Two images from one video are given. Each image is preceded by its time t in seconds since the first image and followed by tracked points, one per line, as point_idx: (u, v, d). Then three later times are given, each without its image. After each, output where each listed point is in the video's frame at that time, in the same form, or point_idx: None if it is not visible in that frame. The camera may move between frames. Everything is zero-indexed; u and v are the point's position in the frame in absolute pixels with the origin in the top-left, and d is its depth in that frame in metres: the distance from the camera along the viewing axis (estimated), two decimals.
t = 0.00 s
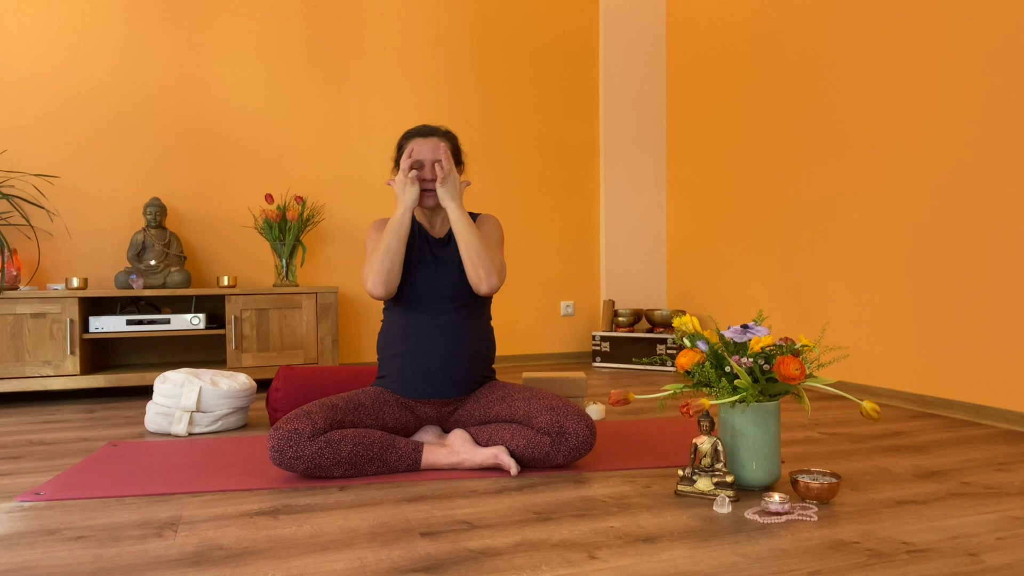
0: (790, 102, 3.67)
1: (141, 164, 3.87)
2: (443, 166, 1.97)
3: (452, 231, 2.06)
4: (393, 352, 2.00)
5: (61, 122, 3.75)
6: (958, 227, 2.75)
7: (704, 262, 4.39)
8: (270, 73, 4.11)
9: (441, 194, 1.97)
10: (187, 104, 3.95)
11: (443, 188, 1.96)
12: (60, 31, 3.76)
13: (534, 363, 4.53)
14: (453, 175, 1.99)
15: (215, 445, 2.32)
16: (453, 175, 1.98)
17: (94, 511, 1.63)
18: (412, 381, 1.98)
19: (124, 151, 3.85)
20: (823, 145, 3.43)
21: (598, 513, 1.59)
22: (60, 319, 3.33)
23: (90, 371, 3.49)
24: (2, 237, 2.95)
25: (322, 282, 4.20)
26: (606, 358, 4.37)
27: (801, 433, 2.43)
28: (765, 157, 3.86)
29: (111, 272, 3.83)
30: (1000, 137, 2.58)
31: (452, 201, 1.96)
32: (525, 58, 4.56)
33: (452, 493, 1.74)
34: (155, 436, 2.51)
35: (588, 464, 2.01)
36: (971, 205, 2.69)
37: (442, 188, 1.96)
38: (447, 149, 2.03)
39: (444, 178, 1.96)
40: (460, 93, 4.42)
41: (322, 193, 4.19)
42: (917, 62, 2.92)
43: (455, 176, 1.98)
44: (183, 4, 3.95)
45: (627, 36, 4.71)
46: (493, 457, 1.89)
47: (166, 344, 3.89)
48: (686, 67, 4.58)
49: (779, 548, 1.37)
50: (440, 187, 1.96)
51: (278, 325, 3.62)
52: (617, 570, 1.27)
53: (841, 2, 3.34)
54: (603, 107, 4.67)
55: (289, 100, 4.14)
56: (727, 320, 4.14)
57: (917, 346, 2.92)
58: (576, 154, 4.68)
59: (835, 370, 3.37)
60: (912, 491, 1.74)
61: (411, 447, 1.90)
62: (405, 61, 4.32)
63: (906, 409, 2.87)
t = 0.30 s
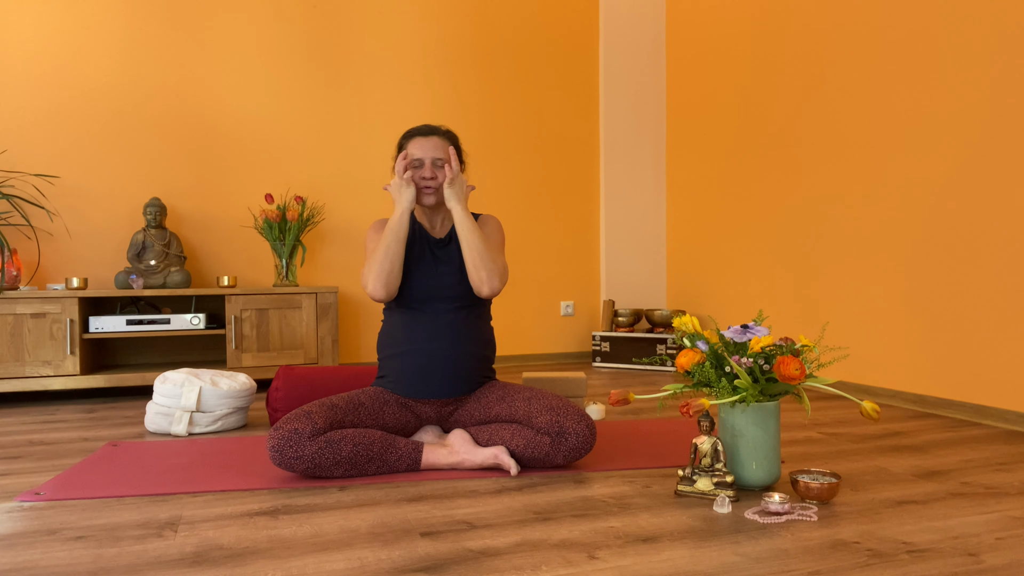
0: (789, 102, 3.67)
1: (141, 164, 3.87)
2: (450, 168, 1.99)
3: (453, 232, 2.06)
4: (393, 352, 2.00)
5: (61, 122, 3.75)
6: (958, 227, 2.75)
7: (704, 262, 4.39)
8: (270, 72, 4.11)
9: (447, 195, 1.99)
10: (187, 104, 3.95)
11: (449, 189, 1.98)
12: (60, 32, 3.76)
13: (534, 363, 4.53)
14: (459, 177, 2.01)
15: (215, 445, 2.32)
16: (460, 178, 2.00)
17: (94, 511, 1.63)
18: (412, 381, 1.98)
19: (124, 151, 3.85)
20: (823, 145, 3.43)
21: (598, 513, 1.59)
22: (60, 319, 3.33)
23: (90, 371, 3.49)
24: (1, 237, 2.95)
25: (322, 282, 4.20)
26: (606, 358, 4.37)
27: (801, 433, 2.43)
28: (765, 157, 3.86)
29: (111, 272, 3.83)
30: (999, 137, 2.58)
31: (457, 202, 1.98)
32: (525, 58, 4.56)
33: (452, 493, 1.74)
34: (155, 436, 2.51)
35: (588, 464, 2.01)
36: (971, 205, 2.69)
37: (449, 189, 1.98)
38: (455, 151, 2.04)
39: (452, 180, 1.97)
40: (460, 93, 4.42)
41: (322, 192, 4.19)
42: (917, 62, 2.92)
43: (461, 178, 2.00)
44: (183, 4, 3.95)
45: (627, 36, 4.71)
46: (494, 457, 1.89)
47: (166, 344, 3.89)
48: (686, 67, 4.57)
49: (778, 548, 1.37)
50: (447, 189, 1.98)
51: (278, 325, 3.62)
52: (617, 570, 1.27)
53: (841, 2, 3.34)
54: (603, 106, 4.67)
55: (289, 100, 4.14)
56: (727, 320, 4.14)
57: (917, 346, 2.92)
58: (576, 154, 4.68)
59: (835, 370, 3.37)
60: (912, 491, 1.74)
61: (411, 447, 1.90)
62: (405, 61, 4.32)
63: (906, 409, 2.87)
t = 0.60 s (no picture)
0: (789, 102, 3.67)
1: (141, 164, 3.87)
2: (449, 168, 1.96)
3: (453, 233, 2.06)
4: (393, 352, 2.00)
5: (61, 122, 3.75)
6: (958, 227, 2.75)
7: (704, 262, 4.39)
8: (270, 73, 4.10)
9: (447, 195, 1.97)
10: (187, 105, 3.95)
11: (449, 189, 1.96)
12: (60, 32, 3.76)
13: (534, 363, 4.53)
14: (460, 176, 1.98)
15: (215, 445, 2.32)
16: (463, 178, 1.97)
17: (94, 511, 1.63)
18: (413, 381, 1.98)
19: (124, 151, 3.85)
20: (823, 144, 3.43)
21: (598, 513, 1.59)
22: (60, 319, 3.33)
23: (90, 371, 3.49)
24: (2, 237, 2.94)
25: (322, 282, 4.20)
26: (606, 358, 4.37)
27: (801, 433, 2.43)
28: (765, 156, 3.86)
29: (111, 272, 3.83)
30: (1000, 136, 2.58)
31: (457, 203, 1.96)
32: (525, 58, 4.56)
33: (452, 493, 1.74)
34: (155, 436, 2.51)
35: (588, 464, 2.01)
36: (971, 205, 2.69)
37: (449, 190, 1.96)
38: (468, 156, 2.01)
39: (451, 180, 1.95)
40: (461, 93, 4.42)
41: (322, 192, 4.19)
42: (917, 62, 2.92)
43: (463, 177, 1.97)
44: (182, 4, 3.95)
45: (627, 36, 4.71)
46: (493, 457, 1.89)
47: (166, 344, 3.89)
48: (687, 67, 4.57)
49: (779, 548, 1.37)
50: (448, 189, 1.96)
51: (278, 325, 3.62)
52: (617, 570, 1.27)
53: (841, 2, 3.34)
54: (603, 106, 4.67)
55: (289, 101, 4.14)
56: (727, 320, 4.14)
57: (917, 346, 2.92)
58: (576, 154, 4.68)
59: (835, 370, 3.37)
60: (912, 491, 1.74)
61: (411, 447, 1.90)
62: (405, 61, 4.32)
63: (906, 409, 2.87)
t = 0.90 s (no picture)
0: (790, 102, 3.67)
1: (141, 164, 3.87)
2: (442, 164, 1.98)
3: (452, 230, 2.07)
4: (393, 352, 2.00)
5: (61, 122, 3.75)
6: (958, 226, 2.75)
7: (704, 262, 4.39)
8: (270, 73, 4.10)
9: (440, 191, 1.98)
10: (187, 104, 3.95)
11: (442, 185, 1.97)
12: (60, 31, 3.76)
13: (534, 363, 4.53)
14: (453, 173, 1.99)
15: (215, 445, 2.32)
16: (452, 173, 1.99)
17: (94, 511, 1.63)
18: (413, 380, 1.98)
19: (124, 151, 3.85)
20: (823, 144, 3.43)
21: (598, 513, 1.59)
22: (60, 319, 3.33)
23: (90, 371, 3.49)
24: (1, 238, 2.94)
25: (322, 282, 4.20)
26: (606, 358, 4.37)
27: (801, 433, 2.43)
28: (765, 156, 3.86)
29: (111, 271, 3.83)
30: (1000, 137, 2.59)
31: (451, 199, 1.97)
32: (525, 58, 4.56)
33: (452, 493, 1.74)
34: (155, 436, 2.51)
35: (588, 464, 2.01)
36: (971, 205, 2.69)
37: (441, 186, 1.98)
38: (458, 147, 2.01)
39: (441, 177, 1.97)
40: (461, 93, 4.42)
41: (322, 193, 4.19)
42: (917, 62, 2.93)
43: (455, 175, 1.99)
44: (183, 4, 3.95)
45: (627, 36, 4.71)
46: (493, 457, 1.89)
47: (166, 344, 3.89)
48: (687, 67, 4.58)
49: (779, 548, 1.37)
50: (439, 185, 1.98)
51: (278, 325, 3.62)
52: (617, 570, 1.27)
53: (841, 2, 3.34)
54: (603, 106, 4.67)
55: (289, 101, 4.14)
56: (727, 320, 4.14)
57: (917, 346, 2.92)
58: (576, 154, 4.68)
59: (835, 370, 3.37)
60: (912, 491, 1.74)
61: (411, 447, 1.90)
62: (405, 61, 4.32)
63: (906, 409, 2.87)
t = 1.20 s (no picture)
0: (790, 102, 3.67)
1: (141, 164, 3.87)
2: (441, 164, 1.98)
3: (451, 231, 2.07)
4: (393, 352, 2.00)
5: (61, 121, 3.75)
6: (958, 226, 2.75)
7: (704, 262, 4.39)
8: (270, 73, 4.10)
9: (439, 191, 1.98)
10: (187, 104, 3.95)
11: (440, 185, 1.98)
12: (61, 31, 3.76)
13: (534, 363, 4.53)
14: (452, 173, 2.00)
15: (215, 446, 2.32)
16: (451, 173, 1.99)
17: (94, 511, 1.63)
18: (412, 380, 1.98)
19: (124, 151, 3.85)
20: (823, 144, 3.43)
21: (599, 513, 1.59)
22: (60, 319, 3.33)
23: (90, 371, 3.49)
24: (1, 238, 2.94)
25: (322, 282, 4.20)
26: (606, 358, 4.37)
27: (801, 433, 2.43)
28: (765, 156, 3.86)
29: (111, 271, 3.83)
30: (999, 137, 2.59)
31: (449, 199, 1.97)
32: (525, 58, 4.56)
33: (452, 493, 1.74)
34: (155, 436, 2.51)
35: (588, 464, 2.01)
36: (971, 204, 2.70)
37: (440, 186, 1.98)
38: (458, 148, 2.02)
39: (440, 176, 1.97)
40: (461, 93, 4.42)
41: (322, 193, 4.19)
42: (917, 62, 2.93)
43: (454, 174, 1.99)
44: (182, 4, 3.94)
45: (627, 36, 4.71)
46: (493, 457, 1.89)
47: (166, 344, 3.89)
48: (687, 66, 4.58)
49: (779, 548, 1.37)
50: (438, 185, 1.98)
51: (278, 325, 3.62)
52: (617, 570, 1.27)
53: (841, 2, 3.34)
54: (603, 106, 4.67)
55: (289, 101, 4.14)
56: (727, 320, 4.14)
57: (917, 346, 2.92)
58: (576, 154, 4.68)
59: (835, 370, 3.37)
60: (912, 491, 1.74)
61: (411, 447, 1.90)
62: (405, 61, 4.32)
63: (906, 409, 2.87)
